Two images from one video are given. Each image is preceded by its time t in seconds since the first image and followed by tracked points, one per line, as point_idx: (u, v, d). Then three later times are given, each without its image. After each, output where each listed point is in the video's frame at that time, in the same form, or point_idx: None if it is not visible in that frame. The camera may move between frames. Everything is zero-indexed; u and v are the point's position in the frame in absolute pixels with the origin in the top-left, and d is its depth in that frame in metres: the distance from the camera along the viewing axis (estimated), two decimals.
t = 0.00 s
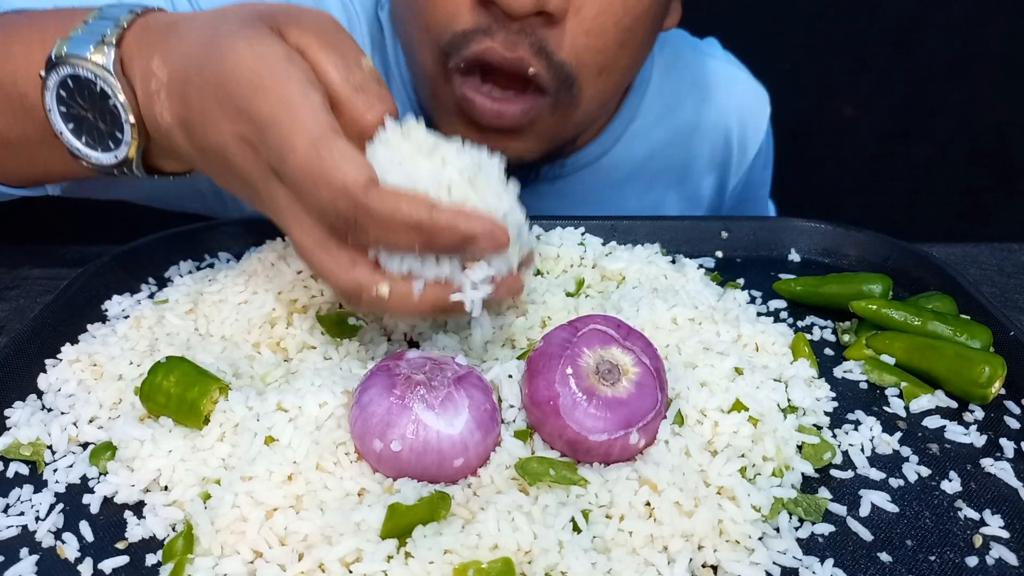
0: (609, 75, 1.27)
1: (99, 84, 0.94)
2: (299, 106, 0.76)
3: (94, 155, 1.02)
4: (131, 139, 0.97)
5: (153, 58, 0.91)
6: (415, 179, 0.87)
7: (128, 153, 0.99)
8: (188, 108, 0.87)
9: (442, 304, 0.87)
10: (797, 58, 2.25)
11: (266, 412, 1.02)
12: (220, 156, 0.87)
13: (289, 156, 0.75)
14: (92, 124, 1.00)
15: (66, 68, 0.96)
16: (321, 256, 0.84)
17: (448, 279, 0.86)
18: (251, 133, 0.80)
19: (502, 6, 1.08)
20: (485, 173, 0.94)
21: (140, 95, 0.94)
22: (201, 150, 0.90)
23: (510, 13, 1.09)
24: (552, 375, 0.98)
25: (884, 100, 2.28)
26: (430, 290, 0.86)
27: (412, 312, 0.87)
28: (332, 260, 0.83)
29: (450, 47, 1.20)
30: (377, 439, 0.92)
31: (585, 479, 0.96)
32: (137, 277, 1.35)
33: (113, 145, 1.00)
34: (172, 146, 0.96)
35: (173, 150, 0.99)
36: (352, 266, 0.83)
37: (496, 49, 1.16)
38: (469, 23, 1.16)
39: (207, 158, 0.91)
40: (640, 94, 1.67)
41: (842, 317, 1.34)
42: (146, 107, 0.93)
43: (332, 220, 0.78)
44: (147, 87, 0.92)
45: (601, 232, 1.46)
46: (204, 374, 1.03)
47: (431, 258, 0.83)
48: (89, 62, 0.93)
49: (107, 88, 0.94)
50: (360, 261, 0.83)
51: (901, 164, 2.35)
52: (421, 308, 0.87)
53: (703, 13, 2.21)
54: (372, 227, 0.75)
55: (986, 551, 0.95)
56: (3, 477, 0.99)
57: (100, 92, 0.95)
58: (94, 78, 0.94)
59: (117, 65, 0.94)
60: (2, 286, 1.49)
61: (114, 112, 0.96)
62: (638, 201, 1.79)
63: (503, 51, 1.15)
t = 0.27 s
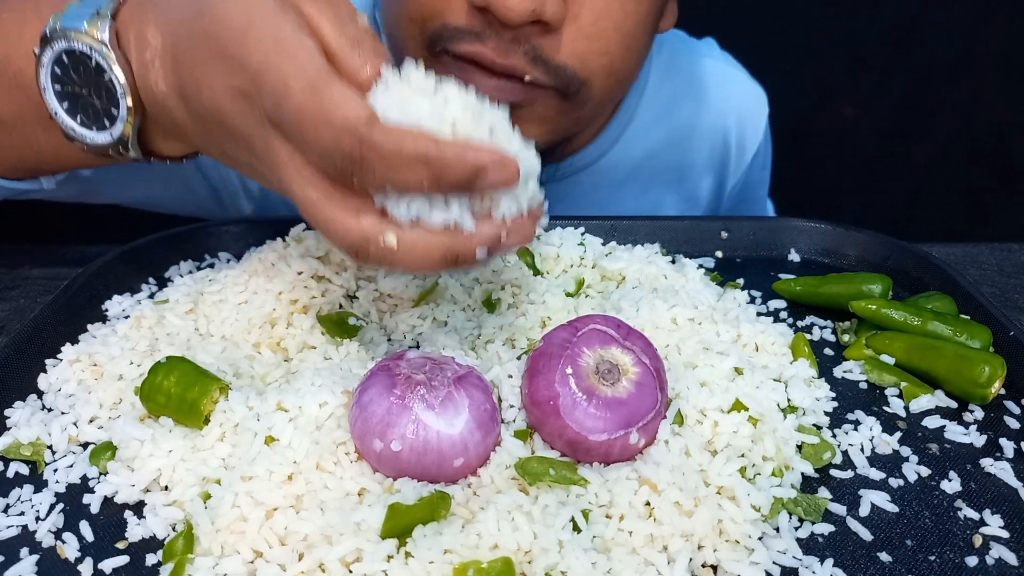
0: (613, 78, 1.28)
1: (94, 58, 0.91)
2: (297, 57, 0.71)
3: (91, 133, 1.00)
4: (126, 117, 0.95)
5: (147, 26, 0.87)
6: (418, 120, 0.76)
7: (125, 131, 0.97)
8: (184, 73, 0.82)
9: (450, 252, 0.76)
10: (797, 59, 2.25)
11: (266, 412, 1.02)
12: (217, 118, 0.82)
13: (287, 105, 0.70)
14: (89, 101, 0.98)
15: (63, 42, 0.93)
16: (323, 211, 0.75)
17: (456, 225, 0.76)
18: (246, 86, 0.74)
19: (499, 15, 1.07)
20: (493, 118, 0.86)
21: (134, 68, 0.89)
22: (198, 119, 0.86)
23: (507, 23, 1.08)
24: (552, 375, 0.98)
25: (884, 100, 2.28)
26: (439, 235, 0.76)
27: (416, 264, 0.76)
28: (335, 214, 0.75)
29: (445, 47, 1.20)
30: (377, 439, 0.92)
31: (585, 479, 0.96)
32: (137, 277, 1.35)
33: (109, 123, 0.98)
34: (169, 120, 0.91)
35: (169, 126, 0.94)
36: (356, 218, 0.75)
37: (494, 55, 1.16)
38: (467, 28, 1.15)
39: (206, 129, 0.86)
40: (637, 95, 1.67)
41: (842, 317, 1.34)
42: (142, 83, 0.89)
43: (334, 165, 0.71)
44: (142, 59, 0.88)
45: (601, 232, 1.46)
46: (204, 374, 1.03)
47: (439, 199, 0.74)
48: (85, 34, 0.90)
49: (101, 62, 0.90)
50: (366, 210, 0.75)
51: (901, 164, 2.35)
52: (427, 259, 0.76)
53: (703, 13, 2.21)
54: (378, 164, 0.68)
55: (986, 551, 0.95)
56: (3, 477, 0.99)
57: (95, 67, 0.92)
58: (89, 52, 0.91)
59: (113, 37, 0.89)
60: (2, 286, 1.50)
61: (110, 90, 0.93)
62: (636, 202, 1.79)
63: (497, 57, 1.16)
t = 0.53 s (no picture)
0: (614, 74, 1.27)
1: (122, 75, 0.93)
2: (337, 72, 0.80)
3: (104, 142, 1.00)
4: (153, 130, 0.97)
5: (174, 48, 0.93)
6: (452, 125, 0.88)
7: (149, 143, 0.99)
8: (220, 92, 0.90)
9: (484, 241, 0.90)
10: (797, 59, 2.26)
11: (266, 412, 1.02)
12: (257, 129, 0.90)
13: (335, 116, 0.80)
14: (105, 115, 0.98)
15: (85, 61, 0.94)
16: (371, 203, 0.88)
17: (490, 215, 0.91)
18: (291, 101, 0.83)
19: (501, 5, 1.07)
20: (515, 122, 0.98)
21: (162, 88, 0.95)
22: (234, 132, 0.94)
23: (509, 13, 1.08)
24: (552, 375, 0.98)
25: (884, 100, 2.28)
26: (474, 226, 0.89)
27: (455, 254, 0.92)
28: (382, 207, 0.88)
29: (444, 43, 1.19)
30: (377, 439, 0.93)
31: (585, 478, 0.96)
32: (137, 277, 1.35)
33: (133, 137, 0.99)
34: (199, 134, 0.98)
35: (195, 139, 1.01)
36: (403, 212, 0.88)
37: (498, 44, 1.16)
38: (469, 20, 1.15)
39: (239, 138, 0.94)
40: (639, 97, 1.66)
41: (842, 317, 1.34)
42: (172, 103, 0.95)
43: (382, 168, 0.83)
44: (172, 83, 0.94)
45: (601, 232, 1.46)
46: (204, 374, 1.03)
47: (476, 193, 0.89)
48: (113, 53, 0.93)
49: (130, 79, 0.93)
50: (410, 206, 0.88)
51: (901, 164, 2.34)
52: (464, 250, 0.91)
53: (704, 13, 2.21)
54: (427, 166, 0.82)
55: (986, 551, 0.95)
56: (3, 477, 0.99)
57: (121, 85, 0.94)
58: (116, 70, 0.93)
59: (139, 58, 0.94)
60: (2, 286, 1.50)
61: (135, 104, 0.95)
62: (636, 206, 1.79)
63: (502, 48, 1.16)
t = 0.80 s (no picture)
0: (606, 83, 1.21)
1: (150, 55, 0.98)
2: (367, 31, 0.88)
3: (117, 120, 1.02)
4: (172, 109, 1.01)
5: (201, 31, 0.99)
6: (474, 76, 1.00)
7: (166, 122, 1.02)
8: (251, 66, 0.95)
9: (506, 185, 0.97)
10: (797, 59, 2.26)
11: (265, 412, 1.02)
12: (291, 100, 0.94)
13: (369, 64, 0.87)
14: (123, 94, 1.01)
15: (113, 40, 0.98)
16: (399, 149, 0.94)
17: (511, 159, 0.99)
18: (322, 57, 0.89)
19: None
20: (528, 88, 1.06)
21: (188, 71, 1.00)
22: (264, 109, 0.98)
23: None
24: (552, 375, 0.98)
25: (884, 100, 2.28)
26: (495, 172, 0.97)
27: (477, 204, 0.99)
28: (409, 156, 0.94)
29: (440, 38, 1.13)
30: (377, 439, 0.93)
31: (585, 478, 0.96)
32: (137, 277, 1.35)
33: (150, 117, 1.02)
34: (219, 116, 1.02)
35: (210, 119, 1.04)
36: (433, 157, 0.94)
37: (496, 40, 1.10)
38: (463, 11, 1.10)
39: (263, 108, 0.98)
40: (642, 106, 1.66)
41: (842, 317, 1.34)
42: (196, 84, 1.00)
43: (411, 114, 0.89)
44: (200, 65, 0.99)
45: (601, 232, 1.46)
46: (204, 374, 1.03)
47: (497, 137, 0.97)
48: (145, 36, 0.98)
49: (156, 58, 0.98)
50: (436, 149, 0.95)
51: (902, 164, 2.34)
52: (485, 198, 0.98)
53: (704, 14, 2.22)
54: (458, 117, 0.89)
55: (985, 551, 0.95)
56: (3, 477, 0.99)
57: (149, 65, 0.99)
58: (145, 51, 0.98)
59: (168, 41, 0.99)
60: (2, 286, 1.50)
61: (157, 84, 0.99)
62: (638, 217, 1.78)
63: (503, 34, 1.09)
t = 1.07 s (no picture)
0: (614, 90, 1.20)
1: (158, 40, 1.06)
2: None
3: (111, 100, 1.07)
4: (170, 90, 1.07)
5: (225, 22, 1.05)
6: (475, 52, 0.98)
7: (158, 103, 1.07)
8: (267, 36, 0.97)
9: (524, 125, 0.90)
10: (796, 62, 2.29)
11: (266, 412, 1.02)
12: (293, 56, 0.94)
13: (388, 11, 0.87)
14: (122, 75, 1.07)
15: (126, 25, 1.07)
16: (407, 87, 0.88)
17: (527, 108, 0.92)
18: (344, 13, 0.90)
19: None
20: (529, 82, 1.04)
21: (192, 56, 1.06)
22: (263, 80, 0.98)
23: None
24: (552, 375, 0.98)
25: (884, 100, 2.29)
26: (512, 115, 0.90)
27: (495, 150, 0.91)
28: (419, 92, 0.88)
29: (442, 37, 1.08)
30: (377, 439, 0.93)
31: (585, 479, 0.96)
32: (137, 277, 1.35)
33: (144, 99, 1.08)
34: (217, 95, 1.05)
35: (218, 93, 1.05)
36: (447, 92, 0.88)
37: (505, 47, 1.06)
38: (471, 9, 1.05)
39: (271, 76, 0.97)
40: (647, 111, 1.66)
41: (842, 317, 1.34)
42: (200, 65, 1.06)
43: (434, 50, 0.86)
44: (205, 49, 1.05)
45: (601, 232, 1.46)
46: (205, 374, 1.03)
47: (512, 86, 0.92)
48: (156, 23, 1.07)
49: (162, 43, 1.06)
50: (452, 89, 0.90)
51: (901, 165, 2.31)
52: (505, 140, 0.90)
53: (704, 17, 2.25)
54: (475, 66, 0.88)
55: (985, 551, 0.95)
56: (3, 477, 0.99)
57: (155, 49, 1.06)
58: (155, 36, 1.06)
59: (179, 30, 1.08)
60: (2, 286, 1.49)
61: (158, 67, 1.06)
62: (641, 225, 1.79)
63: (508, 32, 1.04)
